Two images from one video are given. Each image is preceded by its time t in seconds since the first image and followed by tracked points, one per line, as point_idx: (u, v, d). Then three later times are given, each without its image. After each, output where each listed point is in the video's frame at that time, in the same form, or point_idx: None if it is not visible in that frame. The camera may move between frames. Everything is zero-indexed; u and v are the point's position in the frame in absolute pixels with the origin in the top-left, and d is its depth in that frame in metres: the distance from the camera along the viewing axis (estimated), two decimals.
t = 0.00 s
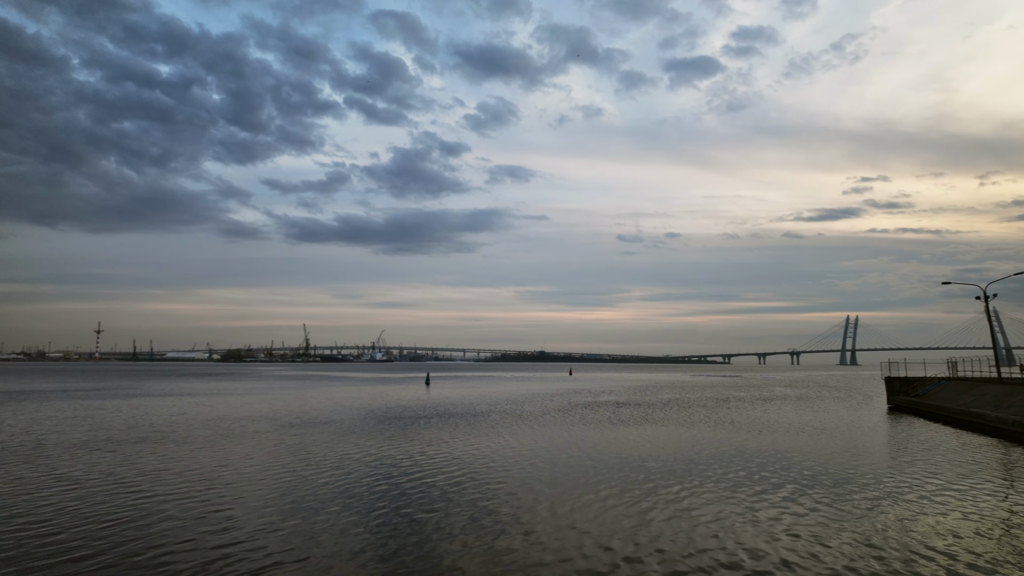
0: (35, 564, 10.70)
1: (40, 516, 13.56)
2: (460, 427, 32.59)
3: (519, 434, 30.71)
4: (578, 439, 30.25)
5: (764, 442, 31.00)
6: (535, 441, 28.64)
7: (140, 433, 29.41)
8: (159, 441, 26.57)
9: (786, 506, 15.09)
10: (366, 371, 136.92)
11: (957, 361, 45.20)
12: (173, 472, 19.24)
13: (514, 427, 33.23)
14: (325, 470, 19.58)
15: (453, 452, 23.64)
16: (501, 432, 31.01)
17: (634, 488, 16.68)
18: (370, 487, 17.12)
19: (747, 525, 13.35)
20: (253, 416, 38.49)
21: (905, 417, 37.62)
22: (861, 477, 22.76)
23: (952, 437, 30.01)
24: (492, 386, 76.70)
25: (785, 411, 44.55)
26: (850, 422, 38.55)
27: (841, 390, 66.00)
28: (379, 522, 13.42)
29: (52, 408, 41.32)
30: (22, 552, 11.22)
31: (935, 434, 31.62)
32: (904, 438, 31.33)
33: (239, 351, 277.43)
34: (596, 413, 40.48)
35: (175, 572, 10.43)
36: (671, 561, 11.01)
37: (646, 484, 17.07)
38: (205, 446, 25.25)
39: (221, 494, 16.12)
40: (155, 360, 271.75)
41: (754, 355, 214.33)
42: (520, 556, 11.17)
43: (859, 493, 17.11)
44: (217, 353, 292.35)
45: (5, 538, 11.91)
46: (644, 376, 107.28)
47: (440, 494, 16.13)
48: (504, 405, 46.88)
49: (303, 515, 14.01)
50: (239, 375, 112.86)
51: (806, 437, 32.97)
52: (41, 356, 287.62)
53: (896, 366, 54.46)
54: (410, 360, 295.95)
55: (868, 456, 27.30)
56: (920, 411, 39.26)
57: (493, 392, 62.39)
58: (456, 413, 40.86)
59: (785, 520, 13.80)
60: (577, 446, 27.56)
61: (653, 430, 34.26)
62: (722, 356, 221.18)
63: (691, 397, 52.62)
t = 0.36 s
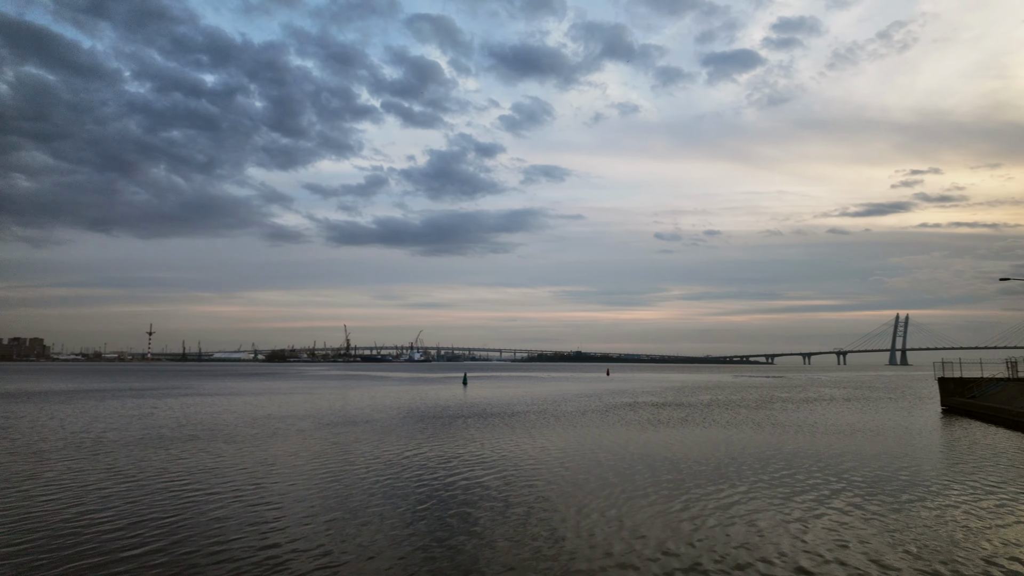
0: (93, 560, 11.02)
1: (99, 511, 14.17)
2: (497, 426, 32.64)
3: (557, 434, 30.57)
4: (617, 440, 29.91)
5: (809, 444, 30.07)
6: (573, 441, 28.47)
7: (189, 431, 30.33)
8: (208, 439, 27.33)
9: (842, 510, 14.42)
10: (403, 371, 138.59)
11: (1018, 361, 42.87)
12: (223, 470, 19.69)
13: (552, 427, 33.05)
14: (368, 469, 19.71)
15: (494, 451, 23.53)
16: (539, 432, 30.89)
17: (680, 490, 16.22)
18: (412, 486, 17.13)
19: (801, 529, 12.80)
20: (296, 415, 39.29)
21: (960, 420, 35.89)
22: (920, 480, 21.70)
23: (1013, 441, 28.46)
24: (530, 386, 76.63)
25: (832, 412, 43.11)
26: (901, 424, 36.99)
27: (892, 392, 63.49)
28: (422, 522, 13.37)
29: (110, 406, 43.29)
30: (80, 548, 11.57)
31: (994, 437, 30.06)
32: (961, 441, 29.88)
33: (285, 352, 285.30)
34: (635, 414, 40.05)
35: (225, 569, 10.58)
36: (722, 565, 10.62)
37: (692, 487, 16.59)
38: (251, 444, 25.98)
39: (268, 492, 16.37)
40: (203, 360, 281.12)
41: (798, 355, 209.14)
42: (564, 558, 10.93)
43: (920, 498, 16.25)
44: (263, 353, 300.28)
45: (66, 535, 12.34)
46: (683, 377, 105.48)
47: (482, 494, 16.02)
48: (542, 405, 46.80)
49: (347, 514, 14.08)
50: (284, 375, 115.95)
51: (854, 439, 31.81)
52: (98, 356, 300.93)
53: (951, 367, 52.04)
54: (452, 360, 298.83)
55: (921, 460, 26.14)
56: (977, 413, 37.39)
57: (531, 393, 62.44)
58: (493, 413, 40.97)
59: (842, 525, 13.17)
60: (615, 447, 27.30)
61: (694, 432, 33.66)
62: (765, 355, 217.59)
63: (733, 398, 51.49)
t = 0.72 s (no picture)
0: (147, 555, 11.37)
1: (149, 507, 14.65)
2: (533, 427, 32.57)
3: (593, 434, 30.36)
4: (654, 441, 29.50)
5: (854, 446, 29.10)
6: (609, 441, 28.21)
7: (236, 429, 31.24)
8: (253, 437, 28.08)
9: (894, 517, 13.86)
10: (442, 371, 139.85)
11: None
12: (268, 467, 20.16)
13: (588, 427, 32.82)
14: (408, 467, 19.92)
15: (531, 451, 23.50)
16: (575, 433, 30.72)
17: (721, 493, 15.89)
18: (451, 485, 17.21)
19: (852, 536, 12.35)
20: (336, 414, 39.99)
21: (1019, 422, 34.18)
22: (976, 485, 20.76)
23: None
24: (566, 386, 76.33)
25: (879, 414, 41.65)
26: (954, 426, 35.46)
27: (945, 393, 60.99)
28: (460, 522, 13.37)
29: (160, 405, 44.86)
30: (132, 543, 11.97)
31: None
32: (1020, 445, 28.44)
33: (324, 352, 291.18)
34: (673, 414, 39.47)
35: (271, 564, 10.80)
36: (767, 573, 10.33)
37: (734, 490, 16.18)
38: (292, 442, 26.54)
39: (312, 489, 16.68)
40: (247, 361, 288.73)
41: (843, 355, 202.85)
42: (600, 561, 10.80)
43: (979, 504, 15.46)
44: (303, 354, 307.06)
45: (122, 530, 12.78)
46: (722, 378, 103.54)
47: (520, 494, 15.99)
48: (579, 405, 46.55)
49: (385, 512, 14.21)
50: (323, 375, 118.42)
51: (903, 441, 30.65)
52: (148, 357, 312.31)
53: (1009, 367, 49.68)
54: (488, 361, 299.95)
55: (976, 463, 24.97)
56: None
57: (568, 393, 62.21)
58: (529, 413, 40.94)
59: (893, 531, 12.70)
60: (653, 448, 26.94)
61: (734, 433, 32.95)
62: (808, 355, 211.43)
63: (774, 398, 50.27)
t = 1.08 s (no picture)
0: (199, 550, 11.71)
1: (203, 503, 15.13)
2: (572, 427, 32.36)
3: (633, 435, 30.01)
4: (696, 443, 28.94)
5: (909, 449, 27.91)
6: (650, 443, 27.80)
7: (281, 427, 31.98)
8: (298, 435, 28.72)
9: (954, 525, 13.28)
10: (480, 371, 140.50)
11: None
12: (312, 465, 20.52)
13: (628, 428, 32.42)
14: (448, 467, 19.99)
15: (572, 452, 23.35)
16: (615, 433, 30.39)
17: (768, 497, 15.44)
18: (492, 484, 17.26)
19: (909, 544, 11.86)
20: (376, 413, 40.55)
21: None
22: None
23: None
24: (605, 387, 75.62)
25: (934, 415, 39.88)
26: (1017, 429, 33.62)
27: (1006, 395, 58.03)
28: (501, 522, 13.38)
29: (209, 403, 46.31)
30: (187, 538, 12.39)
31: None
32: None
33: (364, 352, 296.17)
34: (715, 415, 38.63)
35: (314, 561, 10.97)
36: None
37: (781, 495, 15.72)
38: (336, 440, 27.02)
39: (356, 487, 16.96)
40: (291, 361, 295.86)
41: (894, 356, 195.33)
42: (643, 566, 10.64)
43: None
44: (344, 353, 313.33)
45: (177, 526, 13.21)
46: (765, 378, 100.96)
47: (561, 495, 15.90)
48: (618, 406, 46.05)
49: (428, 511, 14.32)
50: (364, 374, 120.39)
51: (960, 444, 29.25)
52: (198, 356, 323.48)
53: None
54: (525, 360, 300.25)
55: None
56: None
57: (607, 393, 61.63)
58: (568, 413, 40.72)
59: (952, 540, 12.17)
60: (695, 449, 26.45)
61: (780, 435, 32.02)
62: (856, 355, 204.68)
63: (821, 399, 48.74)
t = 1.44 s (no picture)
0: (259, 546, 12.00)
1: (262, 499, 15.66)
2: (623, 427, 31.99)
3: (685, 436, 29.47)
4: (751, 445, 28.15)
5: (982, 454, 26.32)
6: (703, 445, 27.21)
7: (336, 425, 32.88)
8: (352, 433, 29.46)
9: None
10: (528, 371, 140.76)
11: None
12: (366, 463, 20.97)
13: (680, 430, 31.81)
14: (497, 466, 20.07)
15: (622, 452, 23.06)
16: (666, 434, 29.88)
17: (828, 504, 14.82)
18: (542, 485, 17.13)
19: (993, 560, 11.08)
20: (427, 412, 41.12)
21: None
22: None
23: None
24: (655, 387, 74.46)
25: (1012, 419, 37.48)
26: None
27: None
28: (553, 525, 13.22)
29: (270, 401, 48.07)
30: (247, 532, 12.85)
31: None
32: None
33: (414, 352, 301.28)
34: (771, 417, 37.46)
35: (367, 557, 11.22)
36: None
37: (842, 501, 15.06)
38: (388, 438, 27.54)
39: (408, 485, 17.21)
40: (344, 360, 303.92)
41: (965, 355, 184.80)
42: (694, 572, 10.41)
43: None
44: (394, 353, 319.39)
45: (238, 522, 13.59)
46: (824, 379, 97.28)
47: (611, 497, 15.71)
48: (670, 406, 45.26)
49: (477, 511, 14.40)
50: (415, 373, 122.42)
51: None
52: (257, 356, 336.30)
53: None
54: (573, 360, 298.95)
55: None
56: None
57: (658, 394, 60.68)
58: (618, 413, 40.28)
59: None
60: (750, 452, 25.75)
61: (840, 438, 30.76)
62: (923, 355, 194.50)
63: (885, 401, 46.58)
